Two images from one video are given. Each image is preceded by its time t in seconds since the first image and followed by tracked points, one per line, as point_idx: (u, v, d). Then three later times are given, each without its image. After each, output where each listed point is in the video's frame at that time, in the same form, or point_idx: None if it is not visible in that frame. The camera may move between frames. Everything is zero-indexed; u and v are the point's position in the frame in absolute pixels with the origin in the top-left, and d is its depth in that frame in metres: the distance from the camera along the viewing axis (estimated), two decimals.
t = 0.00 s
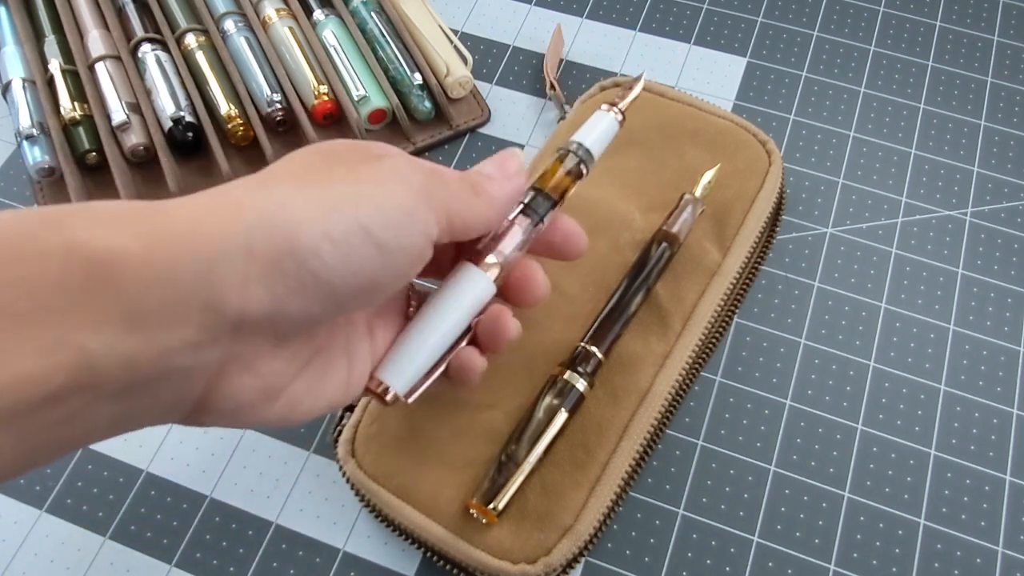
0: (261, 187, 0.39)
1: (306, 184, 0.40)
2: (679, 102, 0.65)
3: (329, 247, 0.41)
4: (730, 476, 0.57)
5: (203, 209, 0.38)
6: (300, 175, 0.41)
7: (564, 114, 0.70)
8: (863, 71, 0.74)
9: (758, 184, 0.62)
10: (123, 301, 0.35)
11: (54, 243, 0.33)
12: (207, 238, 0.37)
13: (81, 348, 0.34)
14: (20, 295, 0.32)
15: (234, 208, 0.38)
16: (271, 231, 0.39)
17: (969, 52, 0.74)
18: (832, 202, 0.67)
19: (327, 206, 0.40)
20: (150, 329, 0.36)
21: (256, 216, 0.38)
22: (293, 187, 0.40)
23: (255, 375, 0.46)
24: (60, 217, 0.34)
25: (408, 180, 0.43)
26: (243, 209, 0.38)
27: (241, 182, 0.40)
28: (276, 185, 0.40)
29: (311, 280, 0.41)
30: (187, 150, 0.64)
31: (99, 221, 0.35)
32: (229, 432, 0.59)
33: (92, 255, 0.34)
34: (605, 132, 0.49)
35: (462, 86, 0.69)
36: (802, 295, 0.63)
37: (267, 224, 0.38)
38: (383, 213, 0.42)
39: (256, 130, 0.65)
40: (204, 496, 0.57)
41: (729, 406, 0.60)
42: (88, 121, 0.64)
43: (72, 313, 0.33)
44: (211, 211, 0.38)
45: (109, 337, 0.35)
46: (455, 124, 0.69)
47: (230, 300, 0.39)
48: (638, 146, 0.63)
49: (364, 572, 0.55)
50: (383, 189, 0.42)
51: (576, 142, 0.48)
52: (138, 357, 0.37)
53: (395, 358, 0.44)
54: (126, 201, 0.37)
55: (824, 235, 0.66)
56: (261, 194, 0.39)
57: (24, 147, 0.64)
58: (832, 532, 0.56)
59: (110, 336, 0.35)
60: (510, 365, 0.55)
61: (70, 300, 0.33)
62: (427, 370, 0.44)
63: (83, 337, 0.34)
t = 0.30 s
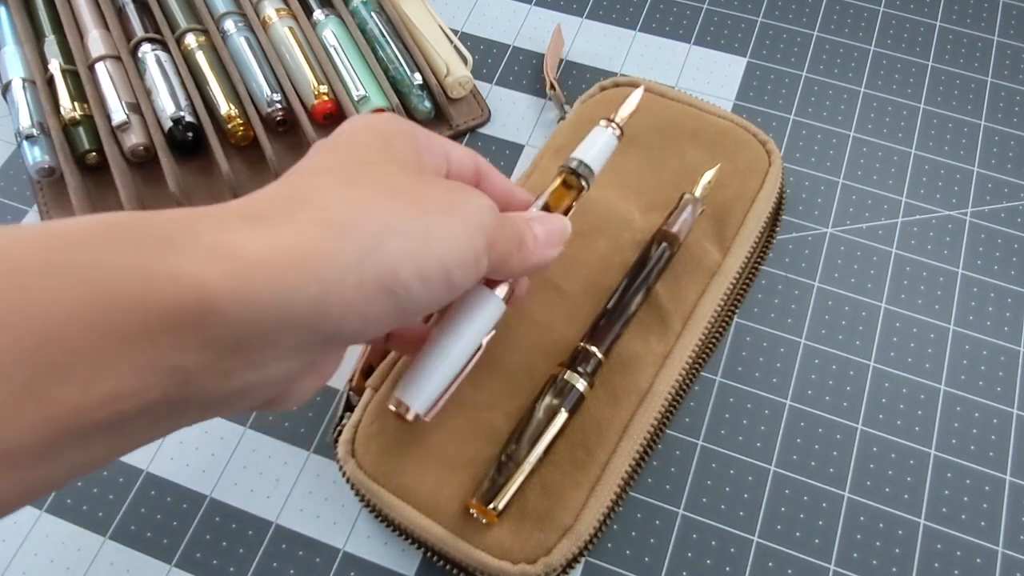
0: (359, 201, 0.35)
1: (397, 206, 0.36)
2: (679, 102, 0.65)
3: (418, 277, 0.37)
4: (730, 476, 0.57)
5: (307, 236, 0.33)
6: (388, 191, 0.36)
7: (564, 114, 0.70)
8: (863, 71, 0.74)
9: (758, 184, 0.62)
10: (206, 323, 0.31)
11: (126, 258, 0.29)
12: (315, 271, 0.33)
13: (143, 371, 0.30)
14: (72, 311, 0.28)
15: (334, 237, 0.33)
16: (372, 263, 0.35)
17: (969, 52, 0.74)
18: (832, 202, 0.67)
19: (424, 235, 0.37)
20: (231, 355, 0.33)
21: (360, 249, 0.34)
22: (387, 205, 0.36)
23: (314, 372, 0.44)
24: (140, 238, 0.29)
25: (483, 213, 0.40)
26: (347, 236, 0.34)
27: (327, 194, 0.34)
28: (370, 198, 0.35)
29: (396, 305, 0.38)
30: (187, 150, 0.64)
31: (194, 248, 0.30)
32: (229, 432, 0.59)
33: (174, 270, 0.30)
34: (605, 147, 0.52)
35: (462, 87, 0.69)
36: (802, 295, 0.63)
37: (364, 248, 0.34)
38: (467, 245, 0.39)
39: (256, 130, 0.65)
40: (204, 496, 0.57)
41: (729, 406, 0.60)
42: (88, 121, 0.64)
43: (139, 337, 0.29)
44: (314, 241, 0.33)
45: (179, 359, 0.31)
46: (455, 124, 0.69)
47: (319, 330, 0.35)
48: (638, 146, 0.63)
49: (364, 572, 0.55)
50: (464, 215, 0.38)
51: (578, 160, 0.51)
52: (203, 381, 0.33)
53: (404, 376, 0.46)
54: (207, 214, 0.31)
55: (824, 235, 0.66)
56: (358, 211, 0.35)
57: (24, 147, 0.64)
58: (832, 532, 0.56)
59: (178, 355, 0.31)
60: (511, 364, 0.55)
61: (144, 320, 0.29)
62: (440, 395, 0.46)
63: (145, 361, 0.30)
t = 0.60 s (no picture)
0: (409, 197, 0.34)
1: (442, 209, 0.35)
2: (678, 102, 0.65)
3: (440, 286, 0.37)
4: (730, 476, 0.57)
5: (355, 226, 0.32)
6: (440, 189, 0.36)
7: (564, 114, 0.70)
8: (863, 71, 0.74)
9: (758, 184, 0.62)
10: (237, 306, 0.30)
11: (167, 240, 0.28)
12: (355, 267, 0.32)
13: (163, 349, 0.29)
14: (90, 300, 0.26)
15: (379, 236, 0.33)
16: (404, 266, 0.34)
17: (969, 52, 0.74)
18: (832, 202, 0.67)
19: (459, 246, 0.36)
20: (258, 332, 0.32)
21: (400, 250, 0.34)
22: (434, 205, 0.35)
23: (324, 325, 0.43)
24: (179, 214, 0.28)
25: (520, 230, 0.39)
26: (391, 234, 0.33)
27: (385, 178, 0.34)
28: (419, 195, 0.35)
29: (412, 305, 0.37)
30: (187, 150, 0.64)
31: (247, 229, 0.29)
32: (229, 432, 0.59)
33: (215, 254, 0.29)
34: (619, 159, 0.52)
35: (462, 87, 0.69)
36: (803, 295, 0.63)
37: (405, 252, 0.34)
38: (496, 262, 0.38)
39: (256, 130, 0.65)
40: (203, 496, 0.57)
41: (729, 406, 0.60)
42: (88, 121, 0.64)
43: (167, 317, 0.29)
44: (362, 232, 0.32)
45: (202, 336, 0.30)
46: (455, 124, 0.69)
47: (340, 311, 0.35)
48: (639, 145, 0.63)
49: (365, 572, 0.55)
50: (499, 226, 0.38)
51: (594, 169, 0.51)
52: (222, 351, 0.33)
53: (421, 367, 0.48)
54: (266, 179, 0.31)
55: (824, 235, 0.66)
56: (405, 210, 0.34)
57: (24, 147, 0.64)
58: (832, 532, 0.56)
59: (189, 331, 0.30)
60: (511, 365, 0.55)
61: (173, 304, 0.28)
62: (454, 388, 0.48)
63: (170, 339, 0.29)
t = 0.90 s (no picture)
0: (457, 205, 0.32)
1: (488, 223, 0.33)
2: (678, 102, 0.65)
3: (479, 298, 0.34)
4: (730, 476, 0.57)
5: (399, 233, 0.30)
6: (485, 202, 0.34)
7: (564, 114, 0.70)
8: (863, 71, 0.74)
9: (758, 185, 0.62)
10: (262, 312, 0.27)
11: (191, 243, 0.25)
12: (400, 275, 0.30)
13: (178, 361, 0.27)
14: (105, 305, 0.24)
15: (427, 245, 0.31)
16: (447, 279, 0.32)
17: (969, 52, 0.74)
18: (832, 202, 0.67)
19: (497, 260, 0.34)
20: (283, 340, 0.30)
21: (446, 261, 0.31)
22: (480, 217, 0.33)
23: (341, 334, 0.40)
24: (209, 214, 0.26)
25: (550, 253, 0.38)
26: (439, 243, 0.31)
27: (429, 182, 0.31)
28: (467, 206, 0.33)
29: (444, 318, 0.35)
30: (186, 150, 0.64)
31: (289, 230, 0.27)
32: (229, 432, 0.59)
33: (257, 260, 0.26)
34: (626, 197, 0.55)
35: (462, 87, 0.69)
36: (802, 295, 0.63)
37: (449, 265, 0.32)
38: (529, 279, 0.37)
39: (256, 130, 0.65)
40: (203, 496, 0.57)
41: (729, 406, 0.60)
42: (88, 121, 0.64)
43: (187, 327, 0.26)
44: (409, 237, 0.30)
45: (227, 347, 0.28)
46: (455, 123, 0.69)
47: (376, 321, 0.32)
48: (639, 145, 0.63)
49: (364, 571, 0.55)
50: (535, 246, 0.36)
51: (603, 207, 0.54)
52: (240, 360, 0.30)
53: (426, 403, 0.50)
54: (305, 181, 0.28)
55: (824, 235, 0.66)
56: (453, 220, 0.32)
57: (24, 147, 0.64)
58: (832, 532, 0.56)
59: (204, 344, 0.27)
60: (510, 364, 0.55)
61: (200, 313, 0.26)
62: (460, 427, 0.50)
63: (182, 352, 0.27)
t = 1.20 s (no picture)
0: (470, 206, 0.32)
1: (499, 223, 0.33)
2: (678, 102, 0.65)
3: (489, 298, 0.35)
4: (730, 476, 0.57)
5: (415, 234, 0.30)
6: (497, 204, 0.34)
7: (564, 114, 0.70)
8: (863, 71, 0.74)
9: (758, 185, 0.62)
10: (283, 314, 0.27)
11: (202, 242, 0.25)
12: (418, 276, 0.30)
13: (187, 364, 0.27)
14: (111, 306, 0.23)
15: (444, 247, 0.31)
16: (461, 279, 0.32)
17: (969, 52, 0.74)
18: (832, 202, 0.67)
19: (507, 261, 0.34)
20: (299, 341, 0.29)
21: (460, 262, 0.31)
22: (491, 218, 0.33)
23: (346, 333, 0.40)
24: (226, 214, 0.26)
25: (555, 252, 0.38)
26: (455, 245, 0.31)
27: (444, 184, 0.31)
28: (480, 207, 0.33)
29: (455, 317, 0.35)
30: (187, 151, 0.64)
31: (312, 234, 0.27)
32: (229, 432, 0.59)
33: (274, 262, 0.26)
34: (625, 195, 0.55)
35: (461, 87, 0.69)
36: (802, 295, 0.63)
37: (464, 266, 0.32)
38: (536, 279, 0.37)
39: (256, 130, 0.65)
40: (203, 496, 0.57)
41: (729, 406, 0.60)
42: (88, 121, 0.64)
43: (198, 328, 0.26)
44: (426, 239, 0.30)
45: (240, 349, 0.28)
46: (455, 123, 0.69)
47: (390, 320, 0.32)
48: (640, 145, 0.63)
49: (365, 572, 0.55)
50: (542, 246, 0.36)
51: (603, 206, 0.54)
52: (251, 361, 0.29)
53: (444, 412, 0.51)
54: (325, 183, 0.28)
55: (824, 235, 0.66)
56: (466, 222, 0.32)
57: (24, 147, 0.64)
58: (832, 532, 0.56)
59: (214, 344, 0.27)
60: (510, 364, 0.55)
61: (211, 313, 0.25)
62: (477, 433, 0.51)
63: (191, 353, 0.26)
